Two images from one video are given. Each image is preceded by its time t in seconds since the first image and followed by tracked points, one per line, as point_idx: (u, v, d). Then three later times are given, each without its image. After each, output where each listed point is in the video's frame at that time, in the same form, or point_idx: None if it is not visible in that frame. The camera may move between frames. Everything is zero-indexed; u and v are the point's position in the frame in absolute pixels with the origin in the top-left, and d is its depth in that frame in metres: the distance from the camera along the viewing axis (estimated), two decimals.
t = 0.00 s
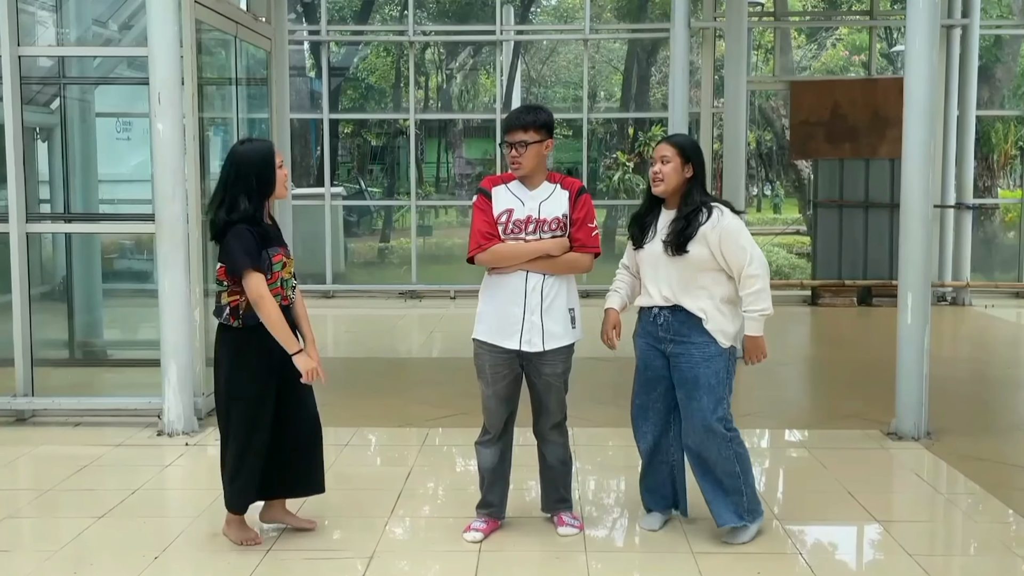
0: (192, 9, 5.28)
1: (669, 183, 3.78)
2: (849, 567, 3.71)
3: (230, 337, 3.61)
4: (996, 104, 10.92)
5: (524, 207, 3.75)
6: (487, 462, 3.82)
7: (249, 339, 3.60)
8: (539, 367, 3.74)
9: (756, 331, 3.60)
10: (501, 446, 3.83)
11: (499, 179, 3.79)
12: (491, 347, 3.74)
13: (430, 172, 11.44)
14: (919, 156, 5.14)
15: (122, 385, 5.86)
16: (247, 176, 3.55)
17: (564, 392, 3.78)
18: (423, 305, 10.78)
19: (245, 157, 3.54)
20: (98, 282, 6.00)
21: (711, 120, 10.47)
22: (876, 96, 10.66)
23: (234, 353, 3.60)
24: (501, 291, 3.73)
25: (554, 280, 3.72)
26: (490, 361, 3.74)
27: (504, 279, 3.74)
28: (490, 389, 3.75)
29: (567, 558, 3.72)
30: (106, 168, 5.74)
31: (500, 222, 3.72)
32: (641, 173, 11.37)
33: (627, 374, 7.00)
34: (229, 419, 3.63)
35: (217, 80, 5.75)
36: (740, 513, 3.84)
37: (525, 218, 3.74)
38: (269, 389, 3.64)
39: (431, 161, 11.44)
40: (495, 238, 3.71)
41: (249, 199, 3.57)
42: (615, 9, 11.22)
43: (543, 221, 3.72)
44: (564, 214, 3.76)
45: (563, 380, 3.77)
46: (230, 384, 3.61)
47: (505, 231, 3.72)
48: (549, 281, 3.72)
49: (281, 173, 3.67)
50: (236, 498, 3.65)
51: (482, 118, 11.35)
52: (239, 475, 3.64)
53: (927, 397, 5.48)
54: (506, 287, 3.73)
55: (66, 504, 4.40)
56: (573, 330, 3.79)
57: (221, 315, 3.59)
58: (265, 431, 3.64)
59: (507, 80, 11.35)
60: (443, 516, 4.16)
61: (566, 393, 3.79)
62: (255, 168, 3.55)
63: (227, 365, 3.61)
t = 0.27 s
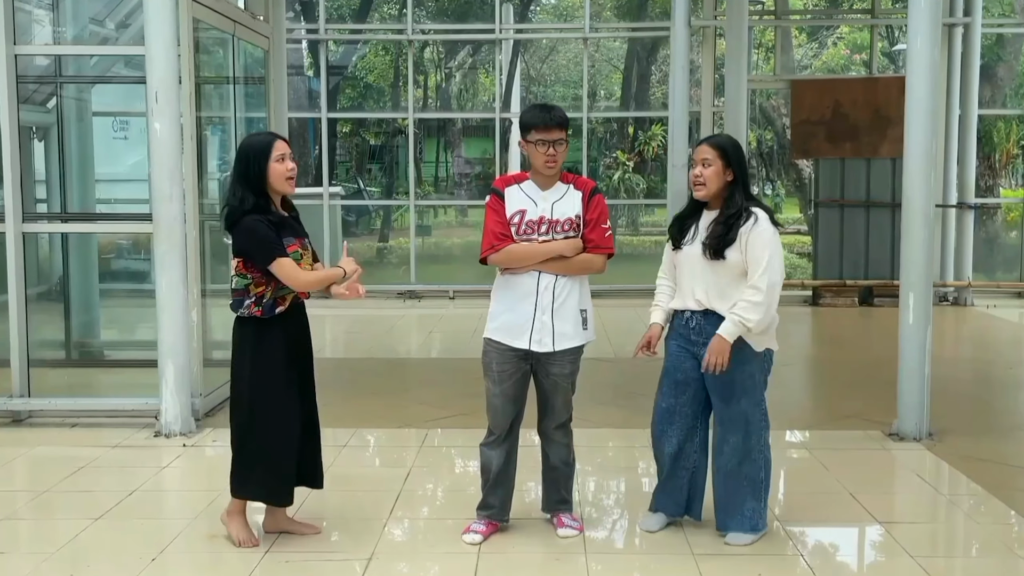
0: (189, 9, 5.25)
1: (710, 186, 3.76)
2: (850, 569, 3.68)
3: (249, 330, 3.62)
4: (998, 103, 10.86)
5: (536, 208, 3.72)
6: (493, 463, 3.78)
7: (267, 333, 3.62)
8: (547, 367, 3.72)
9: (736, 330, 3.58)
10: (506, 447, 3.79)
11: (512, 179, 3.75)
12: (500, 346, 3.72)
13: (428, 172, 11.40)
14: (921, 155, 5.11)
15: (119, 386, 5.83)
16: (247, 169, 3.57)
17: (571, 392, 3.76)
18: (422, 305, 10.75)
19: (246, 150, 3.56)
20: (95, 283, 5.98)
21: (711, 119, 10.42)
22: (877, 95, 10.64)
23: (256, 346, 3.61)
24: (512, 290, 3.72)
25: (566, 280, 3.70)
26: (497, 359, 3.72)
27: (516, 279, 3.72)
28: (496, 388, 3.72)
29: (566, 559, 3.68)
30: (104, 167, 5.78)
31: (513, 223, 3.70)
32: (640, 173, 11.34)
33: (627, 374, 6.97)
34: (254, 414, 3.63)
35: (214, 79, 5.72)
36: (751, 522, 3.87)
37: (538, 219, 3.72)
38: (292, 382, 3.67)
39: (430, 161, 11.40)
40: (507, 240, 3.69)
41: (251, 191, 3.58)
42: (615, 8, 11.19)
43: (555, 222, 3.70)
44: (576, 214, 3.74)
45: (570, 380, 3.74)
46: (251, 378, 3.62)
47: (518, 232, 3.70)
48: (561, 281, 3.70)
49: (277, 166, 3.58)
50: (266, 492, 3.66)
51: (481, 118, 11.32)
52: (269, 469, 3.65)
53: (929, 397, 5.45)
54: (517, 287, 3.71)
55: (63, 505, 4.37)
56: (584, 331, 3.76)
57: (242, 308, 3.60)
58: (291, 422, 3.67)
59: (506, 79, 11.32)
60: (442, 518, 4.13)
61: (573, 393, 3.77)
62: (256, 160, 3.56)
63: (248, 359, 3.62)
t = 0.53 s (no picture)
0: (185, 7, 5.22)
1: (737, 183, 3.74)
2: (851, 570, 3.65)
3: (256, 333, 3.58)
4: (1000, 101, 10.79)
5: (544, 208, 3.70)
6: (497, 463, 3.74)
7: (275, 335, 3.58)
8: (553, 367, 3.69)
9: (699, 263, 3.61)
10: (509, 447, 3.76)
11: (520, 179, 3.74)
12: (508, 345, 3.68)
13: (426, 170, 11.36)
14: (922, 154, 5.09)
15: (116, 386, 5.79)
16: (250, 171, 3.55)
17: (577, 393, 3.73)
18: (420, 305, 10.72)
19: (252, 152, 3.55)
20: (93, 284, 6.00)
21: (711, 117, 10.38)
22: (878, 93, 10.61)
23: (267, 348, 3.57)
24: (521, 289, 3.69)
25: (575, 280, 3.68)
26: (504, 357, 3.68)
27: (524, 278, 3.70)
28: (501, 388, 3.69)
29: (566, 561, 3.65)
30: (99, 167, 5.74)
31: (521, 224, 3.67)
32: (640, 172, 11.30)
33: (627, 375, 6.94)
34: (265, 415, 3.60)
35: (211, 78, 5.69)
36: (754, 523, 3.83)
37: (546, 219, 3.69)
38: (309, 380, 3.64)
39: (428, 160, 11.36)
40: (516, 241, 3.66)
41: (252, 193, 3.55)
42: (614, 6, 11.17)
43: (564, 222, 3.68)
44: (584, 214, 3.72)
45: (577, 380, 3.71)
46: (269, 381, 3.57)
47: (526, 233, 3.68)
48: (570, 281, 3.67)
49: (286, 167, 3.55)
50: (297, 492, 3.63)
51: (479, 116, 11.28)
52: (298, 466, 3.61)
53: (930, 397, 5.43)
54: (526, 286, 3.69)
55: (58, 506, 4.33)
56: (594, 331, 3.73)
57: (251, 308, 3.53)
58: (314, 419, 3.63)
59: (504, 78, 11.30)
60: (440, 519, 4.10)
61: (579, 394, 3.74)
62: (261, 161, 3.54)
63: (263, 361, 3.57)
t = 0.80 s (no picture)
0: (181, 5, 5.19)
1: (741, 184, 3.72)
2: (851, 571, 3.63)
3: (263, 335, 3.52)
4: (1000, 100, 10.75)
5: (547, 207, 3.67)
6: (496, 462, 3.74)
7: (281, 336, 3.51)
8: (555, 365, 3.67)
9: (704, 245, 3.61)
10: (508, 446, 3.75)
11: (521, 178, 3.71)
12: (509, 344, 3.65)
13: (424, 169, 11.33)
14: (922, 152, 5.06)
15: (112, 386, 5.76)
16: (264, 170, 3.45)
17: (579, 392, 3.72)
18: (419, 304, 10.69)
19: (267, 150, 3.45)
20: (87, 284, 5.92)
21: (710, 116, 10.36)
22: (877, 91, 10.58)
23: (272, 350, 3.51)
24: (522, 288, 3.67)
25: (577, 279, 3.66)
26: (505, 357, 3.66)
27: (525, 278, 3.68)
28: (501, 387, 3.67)
29: (564, 562, 3.63)
30: (95, 166, 5.68)
31: (523, 222, 3.65)
32: (639, 170, 11.27)
33: (626, 374, 6.91)
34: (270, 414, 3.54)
35: (207, 76, 5.66)
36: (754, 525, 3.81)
37: (548, 218, 3.67)
38: (315, 380, 3.58)
39: (426, 158, 11.33)
40: (518, 240, 3.63)
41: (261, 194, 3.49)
42: (613, 4, 11.14)
43: (566, 221, 3.66)
44: (587, 212, 3.69)
45: (579, 379, 3.69)
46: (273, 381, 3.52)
47: (528, 231, 3.65)
48: (572, 279, 3.66)
49: (298, 172, 3.53)
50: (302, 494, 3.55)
51: (477, 115, 11.24)
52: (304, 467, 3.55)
53: (931, 397, 5.40)
54: (526, 286, 3.66)
55: (53, 507, 4.31)
56: (597, 330, 3.71)
57: (256, 314, 3.49)
58: (318, 420, 3.58)
59: (503, 76, 11.28)
60: (438, 519, 4.07)
61: (581, 394, 3.73)
62: (276, 162, 3.45)
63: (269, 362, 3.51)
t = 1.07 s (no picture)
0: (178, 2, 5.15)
1: (741, 184, 3.70)
2: (851, 571, 3.60)
3: (268, 338, 3.49)
4: (1000, 98, 10.75)
5: (538, 205, 3.62)
6: (492, 460, 3.74)
7: (289, 339, 3.49)
8: (548, 365, 3.66)
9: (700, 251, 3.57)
10: (503, 446, 3.74)
11: (511, 176, 3.66)
12: (501, 346, 3.64)
13: (422, 168, 11.30)
14: (923, 151, 5.04)
15: (108, 387, 5.73)
16: (265, 169, 3.42)
17: (573, 392, 3.70)
18: (417, 304, 10.66)
19: (269, 148, 3.41)
20: (84, 284, 5.91)
21: (709, 114, 10.33)
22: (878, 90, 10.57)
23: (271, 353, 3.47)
24: (513, 288, 3.64)
25: (569, 277, 3.63)
26: (497, 359, 3.65)
27: (515, 277, 3.65)
28: (495, 390, 3.66)
29: (563, 563, 3.60)
30: (90, 165, 5.69)
31: (515, 220, 3.60)
32: (638, 169, 11.25)
33: (624, 374, 6.88)
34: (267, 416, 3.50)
35: (204, 74, 5.63)
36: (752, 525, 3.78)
37: (540, 215, 3.62)
38: (311, 384, 3.56)
39: (424, 157, 11.30)
40: (511, 238, 3.60)
41: (278, 192, 3.45)
42: (611, 2, 11.10)
43: (558, 219, 3.61)
44: (578, 211, 3.66)
45: (573, 378, 3.68)
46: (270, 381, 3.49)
47: (520, 229, 3.60)
48: (563, 278, 3.63)
49: (298, 168, 3.48)
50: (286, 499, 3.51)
51: (475, 113, 11.21)
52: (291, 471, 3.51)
53: (931, 397, 5.37)
54: (518, 286, 3.63)
55: (49, 508, 4.27)
56: (587, 329, 3.70)
57: (263, 314, 3.47)
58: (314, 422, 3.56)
59: (501, 74, 11.25)
60: (437, 520, 4.04)
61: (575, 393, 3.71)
62: (277, 160, 3.42)
63: (272, 363, 3.48)
